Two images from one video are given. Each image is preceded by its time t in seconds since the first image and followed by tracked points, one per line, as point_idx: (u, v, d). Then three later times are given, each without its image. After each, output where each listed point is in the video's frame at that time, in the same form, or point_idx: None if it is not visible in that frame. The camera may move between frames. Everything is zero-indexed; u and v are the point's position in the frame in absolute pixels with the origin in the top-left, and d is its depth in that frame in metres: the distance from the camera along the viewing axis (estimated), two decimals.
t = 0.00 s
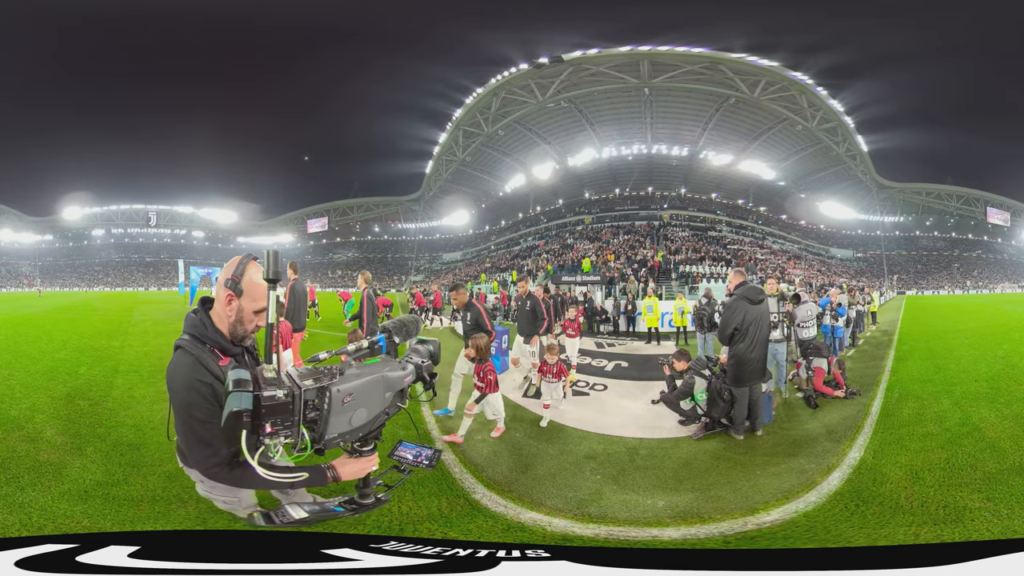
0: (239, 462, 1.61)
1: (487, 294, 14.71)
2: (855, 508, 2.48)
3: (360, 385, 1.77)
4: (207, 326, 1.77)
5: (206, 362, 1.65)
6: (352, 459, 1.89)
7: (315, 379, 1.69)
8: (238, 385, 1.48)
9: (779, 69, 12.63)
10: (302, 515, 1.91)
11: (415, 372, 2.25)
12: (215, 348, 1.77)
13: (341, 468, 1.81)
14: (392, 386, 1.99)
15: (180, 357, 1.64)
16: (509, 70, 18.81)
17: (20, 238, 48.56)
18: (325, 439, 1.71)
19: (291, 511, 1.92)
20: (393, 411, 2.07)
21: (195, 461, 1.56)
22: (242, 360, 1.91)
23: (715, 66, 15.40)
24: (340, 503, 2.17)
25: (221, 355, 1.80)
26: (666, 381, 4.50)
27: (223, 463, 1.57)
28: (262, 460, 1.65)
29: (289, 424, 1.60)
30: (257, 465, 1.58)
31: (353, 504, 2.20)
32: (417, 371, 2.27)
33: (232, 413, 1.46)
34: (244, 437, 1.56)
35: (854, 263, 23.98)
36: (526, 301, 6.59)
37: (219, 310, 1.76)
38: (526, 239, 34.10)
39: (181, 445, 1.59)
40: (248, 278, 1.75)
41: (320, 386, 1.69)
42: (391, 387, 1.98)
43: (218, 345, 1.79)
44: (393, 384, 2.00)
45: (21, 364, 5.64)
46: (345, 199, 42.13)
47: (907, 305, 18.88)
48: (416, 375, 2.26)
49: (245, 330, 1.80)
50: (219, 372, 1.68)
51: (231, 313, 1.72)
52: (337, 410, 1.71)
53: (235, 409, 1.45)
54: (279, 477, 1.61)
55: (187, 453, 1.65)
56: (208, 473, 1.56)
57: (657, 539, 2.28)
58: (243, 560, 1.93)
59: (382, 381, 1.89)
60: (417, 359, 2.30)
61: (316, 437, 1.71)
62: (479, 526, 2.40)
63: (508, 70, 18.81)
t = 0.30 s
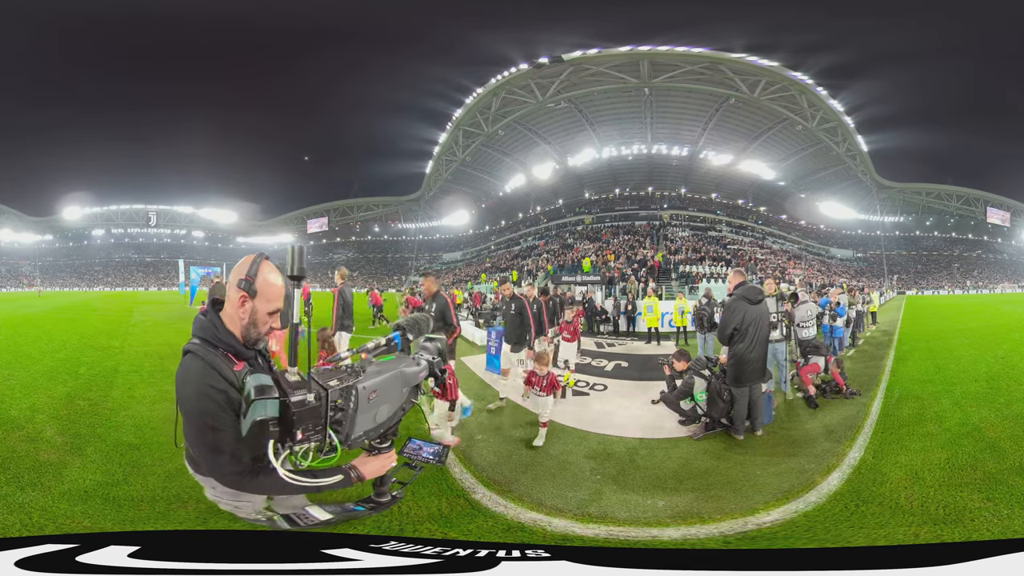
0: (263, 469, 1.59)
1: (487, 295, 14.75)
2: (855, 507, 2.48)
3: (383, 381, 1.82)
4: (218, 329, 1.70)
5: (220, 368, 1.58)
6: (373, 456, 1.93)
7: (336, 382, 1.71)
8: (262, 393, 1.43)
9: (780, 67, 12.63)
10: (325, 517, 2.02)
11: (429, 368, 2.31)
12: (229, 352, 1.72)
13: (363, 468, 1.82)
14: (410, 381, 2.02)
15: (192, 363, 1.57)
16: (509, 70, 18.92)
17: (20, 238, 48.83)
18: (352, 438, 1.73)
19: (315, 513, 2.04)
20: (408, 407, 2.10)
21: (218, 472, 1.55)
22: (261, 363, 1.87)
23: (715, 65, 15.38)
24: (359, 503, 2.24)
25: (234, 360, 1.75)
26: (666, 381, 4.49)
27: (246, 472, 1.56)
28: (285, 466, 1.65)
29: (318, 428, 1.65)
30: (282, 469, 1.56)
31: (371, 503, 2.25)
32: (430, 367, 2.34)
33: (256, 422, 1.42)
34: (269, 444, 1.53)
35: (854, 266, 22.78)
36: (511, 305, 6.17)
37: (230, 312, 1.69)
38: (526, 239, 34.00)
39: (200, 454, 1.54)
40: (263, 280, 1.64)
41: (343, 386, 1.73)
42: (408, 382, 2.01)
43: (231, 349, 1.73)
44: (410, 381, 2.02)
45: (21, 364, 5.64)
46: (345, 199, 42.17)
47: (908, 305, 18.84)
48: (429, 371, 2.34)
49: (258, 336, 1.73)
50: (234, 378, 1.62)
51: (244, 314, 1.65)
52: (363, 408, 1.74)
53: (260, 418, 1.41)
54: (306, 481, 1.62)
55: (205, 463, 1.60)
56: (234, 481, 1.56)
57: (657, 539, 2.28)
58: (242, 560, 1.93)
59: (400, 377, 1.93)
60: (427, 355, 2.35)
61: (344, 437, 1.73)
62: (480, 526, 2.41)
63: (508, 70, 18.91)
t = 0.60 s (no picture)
0: (280, 473, 1.68)
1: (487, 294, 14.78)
2: (855, 507, 2.48)
3: (397, 376, 1.95)
4: (230, 331, 1.69)
5: (234, 371, 1.57)
6: (387, 453, 1.97)
7: (357, 377, 1.77)
8: (284, 396, 1.41)
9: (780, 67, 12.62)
10: (345, 516, 2.12)
11: (438, 363, 2.39)
12: (241, 353, 1.72)
13: (378, 466, 1.86)
14: (420, 376, 2.17)
15: (206, 368, 1.56)
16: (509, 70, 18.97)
17: (21, 238, 48.91)
18: (371, 433, 1.84)
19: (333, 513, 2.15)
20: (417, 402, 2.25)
21: (239, 476, 1.57)
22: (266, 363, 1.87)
23: (715, 65, 15.35)
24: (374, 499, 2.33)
25: (247, 362, 1.75)
26: (665, 381, 4.49)
27: (265, 477, 1.60)
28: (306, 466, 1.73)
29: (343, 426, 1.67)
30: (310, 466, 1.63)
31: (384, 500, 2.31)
32: (438, 363, 2.41)
33: (280, 425, 1.41)
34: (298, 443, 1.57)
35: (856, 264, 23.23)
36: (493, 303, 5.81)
37: (242, 313, 1.68)
38: (525, 239, 33.90)
39: (216, 461, 1.54)
40: (276, 281, 1.64)
41: (364, 383, 1.79)
42: (418, 376, 2.14)
43: (244, 352, 1.73)
44: (420, 377, 2.14)
45: (21, 364, 5.64)
46: (345, 198, 42.20)
47: (909, 305, 18.83)
48: (438, 367, 2.42)
49: (269, 338, 1.72)
50: (250, 380, 1.60)
51: (256, 315, 1.65)
52: (382, 402, 1.86)
53: (284, 421, 1.40)
54: (341, 477, 1.72)
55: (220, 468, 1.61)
56: (254, 485, 1.59)
57: (657, 539, 2.28)
58: (242, 560, 1.93)
59: (413, 372, 2.07)
60: (434, 352, 2.43)
61: (365, 433, 1.81)
62: (479, 526, 2.41)
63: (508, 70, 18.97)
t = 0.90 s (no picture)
0: (280, 473, 1.67)
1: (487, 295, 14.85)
2: (855, 507, 2.48)
3: (395, 373, 1.96)
4: (230, 333, 1.71)
5: (234, 373, 1.57)
6: (387, 451, 1.90)
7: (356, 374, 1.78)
8: (283, 389, 1.41)
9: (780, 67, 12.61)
10: (342, 515, 2.11)
11: (436, 362, 2.40)
12: (240, 354, 1.72)
13: (378, 464, 1.82)
14: (418, 373, 2.18)
15: (204, 369, 1.56)
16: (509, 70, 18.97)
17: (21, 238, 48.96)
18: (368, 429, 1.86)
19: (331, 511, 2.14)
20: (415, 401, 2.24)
21: (237, 477, 1.55)
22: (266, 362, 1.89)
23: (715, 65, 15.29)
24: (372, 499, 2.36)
25: (245, 363, 1.75)
26: (665, 382, 4.47)
27: (264, 477, 1.59)
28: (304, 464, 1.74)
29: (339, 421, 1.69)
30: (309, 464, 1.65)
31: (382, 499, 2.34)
32: (437, 362, 2.41)
33: (278, 421, 1.40)
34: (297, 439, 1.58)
35: (855, 264, 23.02)
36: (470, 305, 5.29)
37: (243, 314, 1.69)
38: (525, 239, 33.80)
39: (214, 461, 1.52)
40: (278, 284, 1.65)
41: (363, 379, 1.80)
42: (416, 374, 2.15)
43: (244, 353, 1.74)
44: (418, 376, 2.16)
45: (21, 364, 5.64)
46: (345, 198, 42.25)
47: (908, 305, 18.82)
48: (436, 365, 2.41)
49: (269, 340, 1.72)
50: (249, 382, 1.61)
51: (258, 317, 1.66)
52: (379, 398, 1.88)
53: (282, 416, 1.39)
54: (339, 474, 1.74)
55: (217, 469, 1.58)
56: (253, 485, 1.58)
57: (657, 539, 2.28)
58: (242, 560, 1.93)
59: (411, 369, 2.09)
60: (433, 351, 2.44)
61: (362, 429, 1.83)
62: (479, 526, 2.41)
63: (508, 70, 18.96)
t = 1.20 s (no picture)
0: (259, 467, 1.68)
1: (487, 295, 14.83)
2: (856, 508, 2.48)
3: (373, 374, 1.82)
4: (212, 330, 1.70)
5: (214, 367, 1.60)
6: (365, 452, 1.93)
7: (329, 370, 1.74)
8: (258, 380, 1.53)
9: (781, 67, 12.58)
10: (314, 513, 2.23)
11: (422, 364, 2.36)
12: (222, 352, 1.72)
13: (355, 464, 1.84)
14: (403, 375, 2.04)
15: (186, 364, 1.56)
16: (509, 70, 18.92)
17: (20, 238, 48.73)
18: (341, 429, 1.79)
19: (306, 508, 2.23)
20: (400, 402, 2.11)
21: (216, 470, 1.57)
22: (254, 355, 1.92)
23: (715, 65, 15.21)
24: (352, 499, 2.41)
25: (227, 359, 1.76)
26: (664, 384, 4.43)
27: (240, 471, 1.61)
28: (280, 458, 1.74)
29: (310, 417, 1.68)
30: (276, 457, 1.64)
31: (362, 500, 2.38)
32: (425, 364, 2.41)
33: (253, 408, 1.48)
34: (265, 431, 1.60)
35: (855, 264, 22.90)
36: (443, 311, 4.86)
37: (228, 312, 1.70)
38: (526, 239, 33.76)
39: (195, 454, 1.54)
40: (261, 283, 1.66)
41: (334, 377, 1.74)
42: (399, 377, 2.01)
43: (225, 349, 1.74)
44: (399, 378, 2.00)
45: (21, 364, 5.63)
46: (345, 198, 42.23)
47: (909, 305, 18.78)
48: (423, 367, 2.39)
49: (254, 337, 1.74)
50: (228, 377, 1.63)
51: (241, 315, 1.67)
52: (352, 399, 1.77)
53: (255, 403, 1.48)
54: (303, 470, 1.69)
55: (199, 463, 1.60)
56: (229, 479, 1.60)
57: (657, 539, 2.28)
58: (242, 560, 1.93)
59: (394, 371, 1.94)
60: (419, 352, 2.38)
61: (335, 428, 1.78)
62: (479, 526, 2.41)
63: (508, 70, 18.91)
